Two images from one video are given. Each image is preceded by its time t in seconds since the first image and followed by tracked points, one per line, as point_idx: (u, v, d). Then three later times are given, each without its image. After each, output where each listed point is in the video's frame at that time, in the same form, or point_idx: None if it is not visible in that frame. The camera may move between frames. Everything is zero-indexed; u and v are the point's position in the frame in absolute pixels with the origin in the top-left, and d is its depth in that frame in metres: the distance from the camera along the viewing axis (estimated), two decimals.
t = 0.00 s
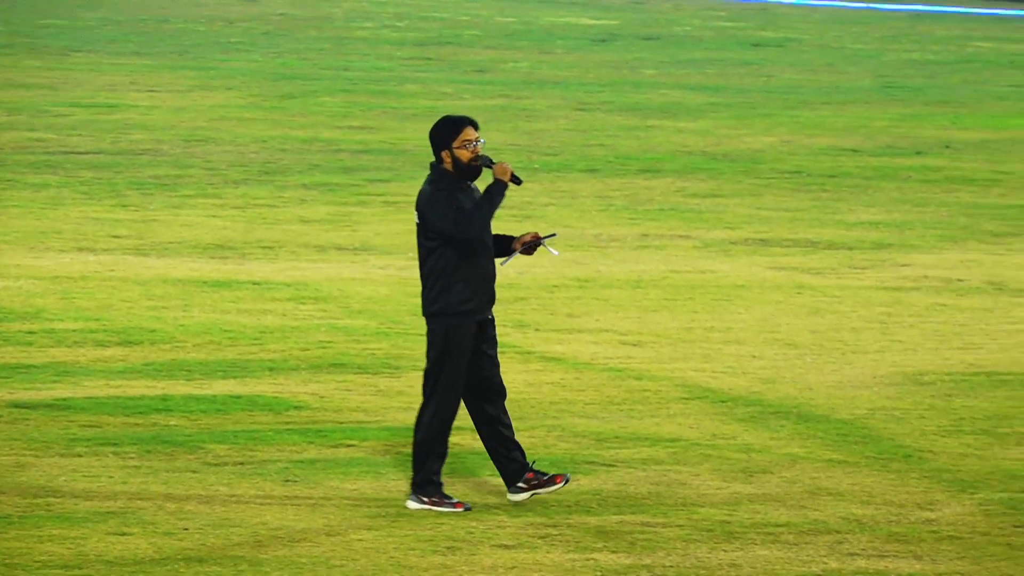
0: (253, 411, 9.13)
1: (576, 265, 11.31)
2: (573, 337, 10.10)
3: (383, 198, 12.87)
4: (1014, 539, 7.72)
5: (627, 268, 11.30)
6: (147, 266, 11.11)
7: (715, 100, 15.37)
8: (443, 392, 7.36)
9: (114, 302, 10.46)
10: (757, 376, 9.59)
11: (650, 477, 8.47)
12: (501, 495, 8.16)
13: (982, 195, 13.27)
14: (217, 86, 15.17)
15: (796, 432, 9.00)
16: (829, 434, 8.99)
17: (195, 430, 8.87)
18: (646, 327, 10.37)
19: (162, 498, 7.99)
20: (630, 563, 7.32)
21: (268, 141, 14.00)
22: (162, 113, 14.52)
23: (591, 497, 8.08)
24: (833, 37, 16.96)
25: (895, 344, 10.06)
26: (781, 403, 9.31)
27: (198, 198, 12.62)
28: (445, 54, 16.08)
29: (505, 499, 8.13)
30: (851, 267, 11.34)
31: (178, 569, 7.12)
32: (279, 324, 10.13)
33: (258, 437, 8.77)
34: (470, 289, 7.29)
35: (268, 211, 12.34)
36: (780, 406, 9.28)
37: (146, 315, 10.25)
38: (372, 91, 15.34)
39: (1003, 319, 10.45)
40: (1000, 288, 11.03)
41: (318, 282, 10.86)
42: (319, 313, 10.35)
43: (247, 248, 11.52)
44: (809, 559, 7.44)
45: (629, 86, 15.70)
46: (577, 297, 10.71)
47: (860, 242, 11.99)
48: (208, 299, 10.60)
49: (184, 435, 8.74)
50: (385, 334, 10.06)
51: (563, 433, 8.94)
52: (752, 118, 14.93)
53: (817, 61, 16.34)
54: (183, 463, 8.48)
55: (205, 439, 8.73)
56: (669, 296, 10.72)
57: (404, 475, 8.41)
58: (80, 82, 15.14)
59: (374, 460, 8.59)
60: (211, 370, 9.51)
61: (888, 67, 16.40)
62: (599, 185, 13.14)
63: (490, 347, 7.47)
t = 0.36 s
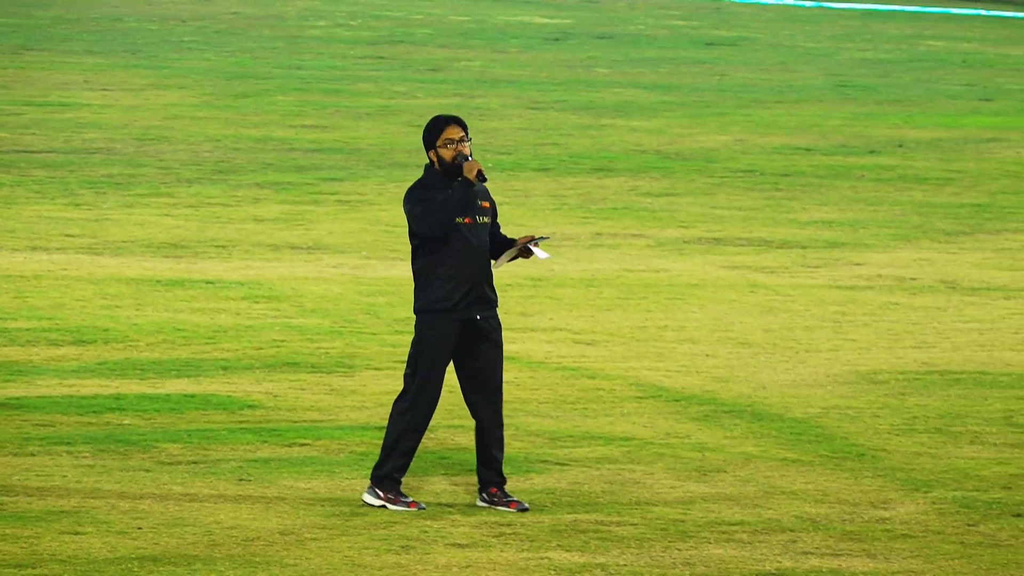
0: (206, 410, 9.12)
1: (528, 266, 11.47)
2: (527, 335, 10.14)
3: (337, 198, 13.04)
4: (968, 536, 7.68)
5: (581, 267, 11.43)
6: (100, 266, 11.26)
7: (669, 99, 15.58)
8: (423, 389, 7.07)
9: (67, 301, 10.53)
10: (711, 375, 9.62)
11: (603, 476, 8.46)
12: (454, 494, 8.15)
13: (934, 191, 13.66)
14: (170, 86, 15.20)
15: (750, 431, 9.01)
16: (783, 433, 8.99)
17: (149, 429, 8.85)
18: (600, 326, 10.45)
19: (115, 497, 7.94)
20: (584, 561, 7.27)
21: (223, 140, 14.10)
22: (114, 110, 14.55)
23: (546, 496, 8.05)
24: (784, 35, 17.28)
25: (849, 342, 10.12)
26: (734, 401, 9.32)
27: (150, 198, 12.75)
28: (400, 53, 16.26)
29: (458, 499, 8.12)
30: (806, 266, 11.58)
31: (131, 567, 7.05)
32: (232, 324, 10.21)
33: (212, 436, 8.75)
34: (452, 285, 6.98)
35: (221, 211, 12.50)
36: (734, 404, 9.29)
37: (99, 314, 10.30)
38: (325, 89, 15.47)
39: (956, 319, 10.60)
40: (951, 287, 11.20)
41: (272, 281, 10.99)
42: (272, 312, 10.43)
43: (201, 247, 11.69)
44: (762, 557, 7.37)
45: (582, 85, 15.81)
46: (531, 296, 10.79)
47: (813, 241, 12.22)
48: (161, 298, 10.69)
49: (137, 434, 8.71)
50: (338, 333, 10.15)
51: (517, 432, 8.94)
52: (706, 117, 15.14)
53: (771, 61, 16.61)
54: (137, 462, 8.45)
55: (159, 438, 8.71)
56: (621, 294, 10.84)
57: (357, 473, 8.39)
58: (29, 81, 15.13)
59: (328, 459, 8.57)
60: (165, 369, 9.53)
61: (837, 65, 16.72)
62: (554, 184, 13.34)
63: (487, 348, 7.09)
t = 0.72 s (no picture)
0: (170, 405, 9.11)
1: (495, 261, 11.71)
2: (492, 331, 10.22)
3: (299, 191, 13.90)
4: (933, 531, 7.58)
5: (544, 262, 11.67)
6: (64, 260, 11.51)
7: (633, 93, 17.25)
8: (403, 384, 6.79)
9: (30, 296, 10.62)
10: (676, 370, 9.66)
11: (568, 471, 8.40)
12: (419, 490, 8.07)
13: (894, 193, 14.37)
14: (134, 79, 16.69)
15: (715, 426, 8.99)
16: (747, 428, 8.97)
17: (113, 424, 8.82)
18: (563, 320, 10.58)
19: (80, 491, 7.84)
20: (547, 556, 7.14)
21: (186, 134, 15.43)
22: (81, 105, 16.01)
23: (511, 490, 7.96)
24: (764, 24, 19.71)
25: (812, 337, 10.20)
26: (699, 396, 9.32)
27: (112, 191, 13.57)
28: (363, 48, 17.89)
29: (423, 494, 8.04)
30: (770, 261, 11.86)
31: (95, 562, 6.89)
32: (196, 318, 10.30)
33: (176, 431, 8.70)
34: (435, 277, 6.68)
35: (185, 205, 13.17)
36: (698, 399, 9.29)
37: (63, 308, 10.41)
38: (290, 84, 17.03)
39: (920, 313, 10.73)
40: (915, 282, 11.45)
41: (235, 275, 11.18)
42: (236, 308, 10.55)
43: (164, 242, 12.05)
44: (726, 552, 7.25)
45: (547, 79, 17.55)
46: (496, 291, 10.91)
47: (777, 236, 12.65)
48: (124, 293, 10.86)
49: (101, 429, 8.67)
50: (302, 328, 10.24)
51: (482, 426, 8.92)
52: (670, 111, 16.80)
53: (734, 56, 18.24)
54: (100, 456, 8.38)
55: (122, 433, 8.67)
56: (587, 288, 11.05)
57: (322, 467, 8.32)
58: None
59: (292, 453, 8.52)
60: (129, 364, 9.56)
61: (799, 60, 18.33)
62: (517, 179, 14.30)
63: (469, 345, 6.77)
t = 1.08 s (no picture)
0: (141, 404, 9.10)
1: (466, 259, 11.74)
2: (463, 329, 10.23)
3: (271, 189, 13.93)
4: (904, 529, 7.55)
5: (515, 260, 11.70)
6: (34, 258, 11.53)
7: (604, 92, 17.74)
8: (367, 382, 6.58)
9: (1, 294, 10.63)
10: (647, 368, 9.67)
11: (539, 469, 8.39)
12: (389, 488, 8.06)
13: (865, 190, 14.42)
14: (105, 78, 17.11)
15: (686, 424, 8.99)
16: (718, 426, 8.97)
17: (84, 422, 8.81)
18: (534, 318, 10.60)
19: (50, 490, 7.81)
20: (518, 555, 7.11)
21: (157, 133, 15.58)
22: (53, 103, 16.28)
23: (481, 488, 7.95)
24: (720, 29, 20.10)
25: (783, 335, 10.22)
26: (670, 395, 9.33)
27: (85, 189, 13.60)
28: (334, 47, 18.62)
29: (393, 492, 8.02)
30: (740, 259, 11.88)
31: (65, 560, 6.85)
32: (168, 317, 10.33)
33: (147, 430, 8.69)
34: (397, 271, 6.48)
35: (157, 204, 13.19)
36: (669, 398, 9.30)
37: (35, 306, 10.42)
38: (262, 83, 17.46)
39: (891, 312, 10.76)
40: (886, 281, 11.48)
41: (206, 274, 11.21)
42: (207, 306, 10.57)
43: (136, 241, 12.07)
44: (696, 550, 7.22)
45: (519, 78, 18.09)
46: (466, 290, 10.94)
47: (748, 234, 12.67)
48: (96, 292, 10.88)
49: (72, 427, 8.65)
50: (273, 327, 10.26)
51: (452, 425, 8.92)
52: (639, 111, 17.10)
53: (706, 54, 19.16)
54: (70, 455, 8.37)
55: (93, 431, 8.66)
56: (558, 287, 11.07)
57: (293, 466, 8.31)
58: None
59: (263, 452, 8.51)
60: (101, 363, 9.56)
61: (770, 59, 19.23)
62: (488, 178, 14.36)
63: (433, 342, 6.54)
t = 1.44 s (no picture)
0: (114, 402, 9.10)
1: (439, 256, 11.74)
2: (436, 327, 10.24)
3: (244, 188, 13.93)
4: (878, 527, 7.54)
5: (488, 259, 11.71)
6: (7, 256, 11.51)
7: (577, 90, 17.79)
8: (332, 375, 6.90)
9: None
10: (621, 366, 9.68)
11: (513, 467, 8.39)
12: (363, 486, 8.06)
13: (839, 188, 14.42)
14: (76, 76, 17.18)
15: (659, 422, 9.00)
16: (692, 424, 8.97)
17: (57, 420, 8.81)
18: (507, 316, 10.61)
19: (22, 487, 7.81)
20: (492, 552, 7.12)
21: (130, 131, 15.61)
22: (26, 102, 16.33)
23: (455, 486, 7.95)
24: (693, 28, 19.91)
25: (756, 333, 10.23)
26: (643, 393, 9.33)
27: (59, 187, 13.59)
28: (309, 45, 18.62)
29: (367, 489, 8.02)
30: (714, 257, 11.86)
31: (38, 558, 6.86)
32: (141, 315, 10.33)
33: (120, 428, 8.69)
34: (356, 267, 6.78)
35: (130, 202, 13.19)
36: (643, 395, 9.31)
37: (7, 305, 10.41)
38: (235, 80, 17.50)
39: (864, 309, 10.77)
40: (859, 278, 11.49)
41: (180, 272, 11.21)
42: (180, 304, 10.58)
43: (109, 239, 12.06)
44: (670, 548, 7.23)
45: (491, 75, 18.21)
46: (440, 288, 10.96)
47: (721, 232, 12.67)
48: (69, 290, 10.88)
49: (44, 425, 8.65)
50: (247, 324, 10.27)
51: (426, 423, 8.92)
52: (614, 109, 17.11)
53: (679, 53, 19.17)
54: (43, 453, 8.37)
55: (66, 429, 8.66)
56: (531, 284, 11.07)
57: (266, 463, 8.31)
58: None
59: (237, 450, 8.51)
60: (75, 361, 9.55)
61: (742, 56, 19.28)
62: (462, 176, 14.36)
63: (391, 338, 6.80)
